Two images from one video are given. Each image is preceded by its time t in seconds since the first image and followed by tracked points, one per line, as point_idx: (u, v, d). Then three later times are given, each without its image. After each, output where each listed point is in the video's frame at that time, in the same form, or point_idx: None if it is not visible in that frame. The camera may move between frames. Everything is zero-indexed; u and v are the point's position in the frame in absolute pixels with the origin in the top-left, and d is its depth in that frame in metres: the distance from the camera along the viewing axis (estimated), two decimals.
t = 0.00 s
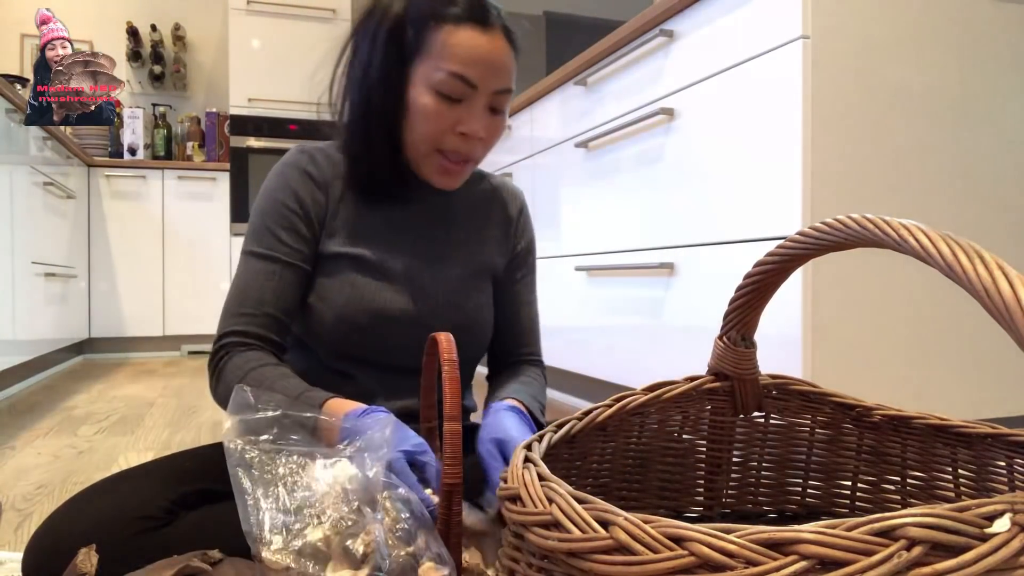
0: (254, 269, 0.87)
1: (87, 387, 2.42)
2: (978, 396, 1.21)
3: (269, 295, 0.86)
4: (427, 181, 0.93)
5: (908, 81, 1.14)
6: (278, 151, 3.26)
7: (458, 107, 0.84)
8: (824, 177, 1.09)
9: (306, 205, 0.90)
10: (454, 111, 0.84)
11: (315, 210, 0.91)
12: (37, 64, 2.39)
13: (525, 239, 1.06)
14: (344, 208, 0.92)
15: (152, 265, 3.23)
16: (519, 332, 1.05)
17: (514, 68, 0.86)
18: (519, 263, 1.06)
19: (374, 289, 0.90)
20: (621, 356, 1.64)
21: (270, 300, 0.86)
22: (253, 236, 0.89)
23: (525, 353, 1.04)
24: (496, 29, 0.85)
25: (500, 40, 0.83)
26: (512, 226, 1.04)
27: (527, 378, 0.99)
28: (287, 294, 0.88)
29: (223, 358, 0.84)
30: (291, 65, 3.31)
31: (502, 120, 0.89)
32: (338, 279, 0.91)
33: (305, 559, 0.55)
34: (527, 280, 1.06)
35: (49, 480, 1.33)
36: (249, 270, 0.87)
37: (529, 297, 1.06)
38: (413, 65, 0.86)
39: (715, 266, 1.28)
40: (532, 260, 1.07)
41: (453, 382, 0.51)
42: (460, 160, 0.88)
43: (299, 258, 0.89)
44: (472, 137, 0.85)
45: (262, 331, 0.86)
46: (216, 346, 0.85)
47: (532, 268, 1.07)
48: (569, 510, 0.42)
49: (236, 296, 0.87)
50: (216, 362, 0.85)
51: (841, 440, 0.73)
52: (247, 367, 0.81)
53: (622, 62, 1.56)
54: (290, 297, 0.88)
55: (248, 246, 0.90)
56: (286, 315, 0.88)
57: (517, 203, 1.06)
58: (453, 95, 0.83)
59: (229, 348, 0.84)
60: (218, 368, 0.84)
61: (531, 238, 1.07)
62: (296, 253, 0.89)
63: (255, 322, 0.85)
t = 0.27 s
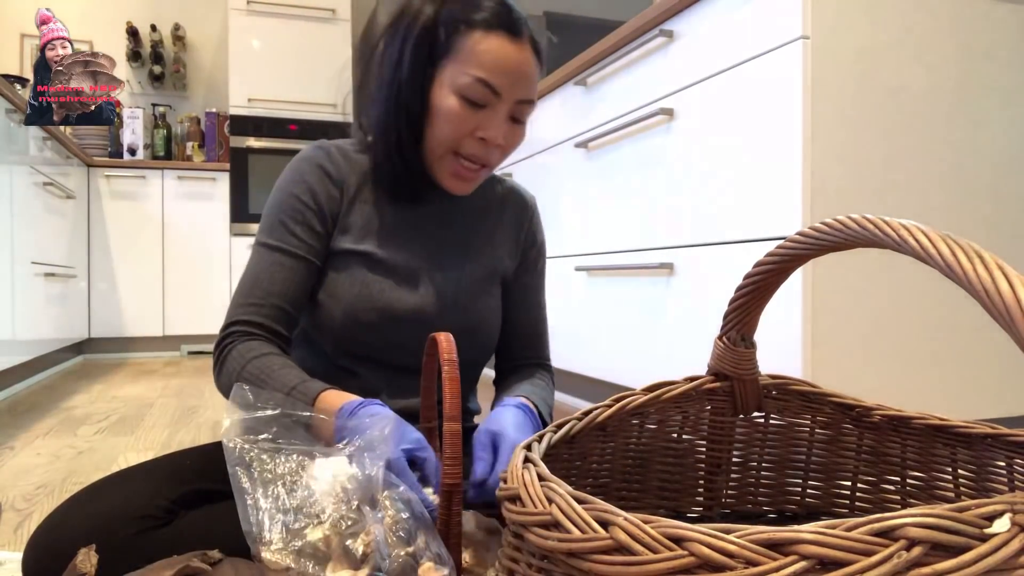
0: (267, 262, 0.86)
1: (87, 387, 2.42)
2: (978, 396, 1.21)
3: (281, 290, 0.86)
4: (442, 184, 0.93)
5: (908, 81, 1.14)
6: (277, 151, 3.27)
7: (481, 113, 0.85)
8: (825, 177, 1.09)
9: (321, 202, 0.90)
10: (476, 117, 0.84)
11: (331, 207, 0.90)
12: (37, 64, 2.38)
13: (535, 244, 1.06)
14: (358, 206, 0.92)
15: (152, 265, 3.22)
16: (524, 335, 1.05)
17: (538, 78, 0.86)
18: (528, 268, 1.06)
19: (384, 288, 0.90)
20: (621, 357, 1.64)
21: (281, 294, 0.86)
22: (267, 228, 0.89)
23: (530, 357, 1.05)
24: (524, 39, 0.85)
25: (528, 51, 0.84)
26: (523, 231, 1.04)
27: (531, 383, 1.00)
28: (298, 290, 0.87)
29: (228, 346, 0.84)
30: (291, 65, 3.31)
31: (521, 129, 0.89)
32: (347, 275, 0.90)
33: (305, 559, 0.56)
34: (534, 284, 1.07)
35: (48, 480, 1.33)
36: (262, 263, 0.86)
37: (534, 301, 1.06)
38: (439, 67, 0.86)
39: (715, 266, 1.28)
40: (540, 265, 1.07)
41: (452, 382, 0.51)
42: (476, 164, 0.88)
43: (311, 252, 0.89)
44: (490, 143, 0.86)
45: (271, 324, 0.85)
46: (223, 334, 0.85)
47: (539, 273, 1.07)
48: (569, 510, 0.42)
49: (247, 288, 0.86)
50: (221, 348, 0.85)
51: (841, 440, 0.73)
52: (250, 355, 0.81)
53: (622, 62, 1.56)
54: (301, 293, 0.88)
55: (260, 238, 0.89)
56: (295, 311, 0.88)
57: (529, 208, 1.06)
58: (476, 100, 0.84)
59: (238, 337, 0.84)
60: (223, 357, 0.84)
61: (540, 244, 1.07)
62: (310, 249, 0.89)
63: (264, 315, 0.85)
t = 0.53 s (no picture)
0: (274, 258, 0.86)
1: (86, 387, 2.42)
2: (978, 396, 1.21)
3: (287, 288, 0.86)
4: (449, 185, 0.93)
5: (908, 81, 1.14)
6: (277, 151, 3.28)
7: (491, 114, 0.85)
8: (825, 177, 1.09)
9: (328, 200, 0.90)
10: (486, 118, 0.84)
11: (337, 206, 0.90)
12: (36, 64, 2.38)
13: (538, 247, 1.06)
14: (364, 204, 0.92)
15: (152, 265, 3.22)
16: (525, 337, 1.06)
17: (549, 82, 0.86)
18: (530, 270, 1.06)
19: (389, 286, 0.90)
20: (621, 356, 1.64)
21: (286, 291, 0.86)
22: (274, 225, 0.88)
23: (531, 358, 1.05)
24: (536, 42, 0.85)
25: (539, 55, 0.84)
26: (527, 233, 1.05)
27: (532, 383, 1.00)
28: (304, 288, 0.87)
29: (231, 342, 0.84)
30: (290, 65, 3.31)
31: (530, 132, 0.89)
32: (352, 274, 0.90)
33: (305, 559, 0.55)
34: (537, 286, 1.07)
35: (48, 480, 1.33)
36: (268, 260, 0.86)
37: (535, 303, 1.06)
38: (451, 68, 0.87)
39: (715, 266, 1.28)
40: (542, 267, 1.07)
41: (452, 382, 0.51)
42: (484, 165, 0.88)
43: (318, 250, 0.89)
44: (500, 144, 0.86)
45: (274, 320, 0.85)
46: (227, 330, 0.85)
47: (540, 274, 1.08)
48: (568, 510, 0.42)
49: (253, 284, 0.86)
50: (227, 345, 0.85)
51: (841, 440, 0.73)
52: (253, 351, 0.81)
53: (622, 62, 1.56)
54: (306, 290, 0.88)
55: (266, 234, 0.89)
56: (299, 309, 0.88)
57: (532, 209, 1.06)
58: (487, 101, 0.84)
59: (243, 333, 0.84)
60: (227, 352, 0.83)
61: (544, 247, 1.07)
62: (317, 247, 0.88)
63: (269, 312, 0.85)
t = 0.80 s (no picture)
0: (278, 258, 0.86)
1: (86, 387, 2.42)
2: (977, 396, 1.21)
3: (292, 288, 0.86)
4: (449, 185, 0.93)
5: (908, 81, 1.14)
6: (277, 151, 3.28)
7: (489, 113, 0.85)
8: (825, 177, 1.09)
9: (331, 200, 0.90)
10: (485, 117, 0.84)
11: (340, 206, 0.90)
12: (36, 64, 2.38)
13: (539, 247, 1.06)
14: (366, 204, 0.92)
15: (152, 265, 3.22)
16: (526, 337, 1.06)
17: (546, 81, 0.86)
18: (531, 271, 1.06)
19: (392, 287, 0.90)
20: (621, 357, 1.64)
21: (292, 292, 0.86)
22: (277, 225, 0.88)
23: (533, 359, 1.05)
24: (533, 41, 0.85)
25: (536, 54, 0.84)
26: (527, 234, 1.05)
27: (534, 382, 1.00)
28: (309, 289, 0.87)
29: (243, 345, 0.83)
30: (291, 64, 3.32)
31: (529, 130, 0.89)
32: (354, 273, 0.90)
33: (305, 559, 0.55)
34: (539, 286, 1.07)
35: (48, 480, 1.33)
36: (273, 260, 0.86)
37: (536, 303, 1.06)
38: (449, 68, 0.87)
39: (714, 266, 1.29)
40: (543, 268, 1.08)
41: (453, 382, 0.51)
42: (484, 165, 0.88)
43: (322, 250, 0.89)
44: (499, 143, 0.85)
45: (281, 321, 0.85)
46: (237, 333, 0.85)
47: (542, 275, 1.08)
48: (568, 510, 0.42)
49: (258, 285, 0.86)
50: (236, 349, 0.85)
51: (841, 440, 0.73)
52: (264, 356, 0.81)
53: (622, 62, 1.56)
54: (310, 290, 0.88)
55: (270, 235, 0.89)
56: (304, 309, 0.88)
57: (533, 210, 1.06)
58: (485, 100, 0.84)
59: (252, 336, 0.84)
60: (237, 357, 0.83)
61: (544, 247, 1.07)
62: (322, 247, 0.88)
63: (274, 313, 0.85)
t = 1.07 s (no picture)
0: (278, 259, 0.86)
1: (86, 387, 2.42)
2: (978, 396, 1.21)
3: (293, 288, 0.86)
4: (448, 184, 0.93)
5: (908, 81, 1.14)
6: (277, 150, 3.29)
7: (483, 111, 0.84)
8: (825, 177, 1.09)
9: (330, 200, 0.90)
10: (479, 116, 0.84)
11: (339, 206, 0.91)
12: (36, 64, 2.38)
13: (539, 246, 1.07)
14: (366, 204, 0.92)
15: (152, 265, 3.22)
16: (526, 337, 1.06)
17: (541, 78, 0.86)
18: (530, 270, 1.06)
19: (393, 286, 0.90)
20: (621, 357, 1.63)
21: (292, 292, 0.86)
22: (276, 226, 0.88)
23: (533, 358, 1.05)
24: (528, 38, 0.84)
25: (530, 51, 0.83)
26: (526, 233, 1.05)
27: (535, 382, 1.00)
28: (311, 289, 0.87)
29: (246, 347, 0.83)
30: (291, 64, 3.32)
31: (525, 129, 0.89)
32: (354, 273, 0.90)
33: (306, 559, 0.55)
34: (538, 285, 1.07)
35: (48, 480, 1.33)
36: (274, 260, 0.86)
37: (536, 302, 1.06)
38: (444, 68, 0.86)
39: (714, 267, 1.29)
40: (542, 266, 1.08)
41: (452, 382, 0.51)
42: (480, 163, 0.88)
43: (322, 250, 0.89)
44: (494, 142, 0.85)
45: (282, 321, 0.85)
46: (239, 335, 0.85)
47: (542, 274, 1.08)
48: (568, 510, 0.42)
49: (259, 286, 0.86)
50: (239, 351, 0.84)
51: (841, 440, 0.73)
52: (268, 357, 0.80)
53: (622, 62, 1.56)
54: (311, 290, 0.88)
55: (269, 235, 0.89)
56: (306, 309, 0.88)
57: (532, 209, 1.06)
58: (479, 99, 0.83)
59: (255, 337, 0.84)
60: (240, 358, 0.83)
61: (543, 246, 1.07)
62: (323, 247, 0.89)
63: (275, 312, 0.85)
